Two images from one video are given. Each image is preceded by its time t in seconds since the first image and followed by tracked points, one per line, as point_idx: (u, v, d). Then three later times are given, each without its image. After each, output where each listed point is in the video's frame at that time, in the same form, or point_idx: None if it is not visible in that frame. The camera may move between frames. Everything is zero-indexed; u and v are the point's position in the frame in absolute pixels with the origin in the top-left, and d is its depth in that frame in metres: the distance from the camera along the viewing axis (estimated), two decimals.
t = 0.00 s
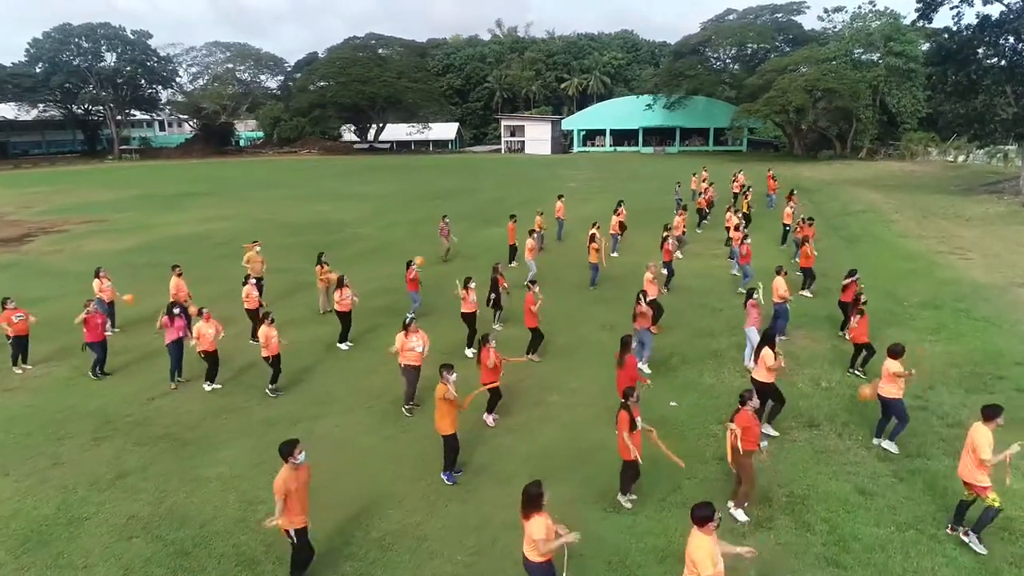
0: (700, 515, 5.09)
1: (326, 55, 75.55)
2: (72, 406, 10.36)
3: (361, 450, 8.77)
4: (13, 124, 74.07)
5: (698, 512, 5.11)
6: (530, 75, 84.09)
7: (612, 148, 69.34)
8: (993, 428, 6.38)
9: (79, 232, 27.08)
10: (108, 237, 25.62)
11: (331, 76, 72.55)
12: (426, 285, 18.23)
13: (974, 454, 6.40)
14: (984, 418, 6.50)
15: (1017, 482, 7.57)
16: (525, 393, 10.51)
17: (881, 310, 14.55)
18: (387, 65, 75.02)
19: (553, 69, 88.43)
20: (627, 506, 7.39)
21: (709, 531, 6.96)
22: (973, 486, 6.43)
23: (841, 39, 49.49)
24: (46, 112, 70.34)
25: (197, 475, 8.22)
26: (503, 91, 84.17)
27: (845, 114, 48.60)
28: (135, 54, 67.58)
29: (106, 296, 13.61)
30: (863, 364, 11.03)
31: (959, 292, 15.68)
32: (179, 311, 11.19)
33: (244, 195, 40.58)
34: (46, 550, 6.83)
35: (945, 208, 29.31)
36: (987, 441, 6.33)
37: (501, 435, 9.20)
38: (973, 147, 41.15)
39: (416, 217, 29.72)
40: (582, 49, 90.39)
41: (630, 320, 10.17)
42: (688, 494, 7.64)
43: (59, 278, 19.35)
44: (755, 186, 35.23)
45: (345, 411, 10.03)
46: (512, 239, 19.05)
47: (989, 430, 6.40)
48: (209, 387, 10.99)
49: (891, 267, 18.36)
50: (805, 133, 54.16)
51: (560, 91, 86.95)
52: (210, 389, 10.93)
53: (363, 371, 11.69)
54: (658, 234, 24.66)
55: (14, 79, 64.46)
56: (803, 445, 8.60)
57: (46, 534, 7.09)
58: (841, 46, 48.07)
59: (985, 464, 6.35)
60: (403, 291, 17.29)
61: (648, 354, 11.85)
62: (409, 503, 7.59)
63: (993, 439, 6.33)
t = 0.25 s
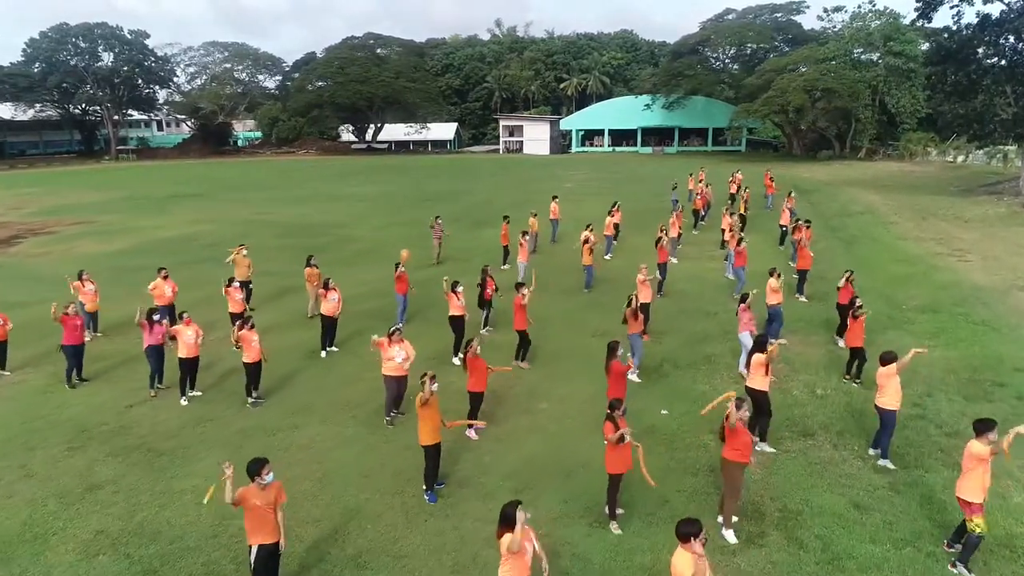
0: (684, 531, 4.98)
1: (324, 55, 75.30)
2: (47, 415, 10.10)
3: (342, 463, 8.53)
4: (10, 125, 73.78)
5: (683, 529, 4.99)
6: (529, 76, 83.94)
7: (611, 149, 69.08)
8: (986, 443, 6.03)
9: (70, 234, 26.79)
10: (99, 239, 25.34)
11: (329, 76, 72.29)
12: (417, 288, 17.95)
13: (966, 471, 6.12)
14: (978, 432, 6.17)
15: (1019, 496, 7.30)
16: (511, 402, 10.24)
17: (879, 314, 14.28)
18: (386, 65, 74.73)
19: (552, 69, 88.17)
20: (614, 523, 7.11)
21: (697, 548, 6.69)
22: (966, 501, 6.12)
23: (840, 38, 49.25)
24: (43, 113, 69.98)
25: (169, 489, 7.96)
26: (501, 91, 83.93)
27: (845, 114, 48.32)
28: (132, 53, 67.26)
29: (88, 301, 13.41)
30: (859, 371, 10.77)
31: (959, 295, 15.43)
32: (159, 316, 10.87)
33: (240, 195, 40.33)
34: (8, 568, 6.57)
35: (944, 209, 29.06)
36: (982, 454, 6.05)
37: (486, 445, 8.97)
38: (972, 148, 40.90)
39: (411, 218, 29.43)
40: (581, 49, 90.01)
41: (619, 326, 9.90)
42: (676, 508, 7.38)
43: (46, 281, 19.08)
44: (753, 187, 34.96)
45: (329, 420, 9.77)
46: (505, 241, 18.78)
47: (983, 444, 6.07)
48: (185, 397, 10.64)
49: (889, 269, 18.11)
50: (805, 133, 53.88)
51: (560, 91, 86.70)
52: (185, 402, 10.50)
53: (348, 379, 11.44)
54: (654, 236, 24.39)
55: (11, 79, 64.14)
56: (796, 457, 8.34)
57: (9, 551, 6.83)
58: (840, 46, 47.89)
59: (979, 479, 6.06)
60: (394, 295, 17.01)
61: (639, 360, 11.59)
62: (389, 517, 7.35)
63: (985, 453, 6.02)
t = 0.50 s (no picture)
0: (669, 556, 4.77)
1: (322, 56, 75.02)
2: (22, 423, 9.82)
3: (323, 474, 8.27)
4: (7, 125, 73.45)
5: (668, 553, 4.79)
6: (528, 76, 83.77)
7: (610, 149, 68.80)
8: (986, 453, 5.76)
9: (61, 235, 26.51)
10: (90, 241, 25.06)
11: (327, 76, 72.03)
12: (409, 290, 17.67)
13: (968, 483, 5.85)
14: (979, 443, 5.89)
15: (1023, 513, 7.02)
16: (500, 410, 9.95)
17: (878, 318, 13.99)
18: (384, 65, 74.44)
19: (551, 69, 87.88)
20: (602, 541, 6.84)
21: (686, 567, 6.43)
22: (967, 518, 5.86)
23: (840, 38, 48.97)
24: (40, 113, 69.67)
25: (141, 503, 7.68)
26: (500, 91, 83.65)
27: (844, 114, 48.02)
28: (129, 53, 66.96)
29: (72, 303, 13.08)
30: (858, 378, 10.48)
31: (959, 298, 15.16)
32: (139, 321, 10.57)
33: (236, 196, 40.07)
34: None
35: (944, 210, 28.77)
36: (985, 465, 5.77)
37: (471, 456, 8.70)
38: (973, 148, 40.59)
39: (406, 219, 29.15)
40: (580, 49, 89.69)
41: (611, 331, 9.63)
42: (666, 524, 7.10)
43: (33, 284, 18.81)
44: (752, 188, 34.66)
45: (311, 428, 9.50)
46: (499, 242, 18.49)
47: (984, 456, 5.80)
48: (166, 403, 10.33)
49: (889, 271, 17.83)
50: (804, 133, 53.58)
51: (559, 91, 86.42)
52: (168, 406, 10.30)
53: (334, 384, 11.17)
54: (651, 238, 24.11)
55: (7, 79, 63.83)
56: (793, 469, 8.06)
57: None
58: (840, 45, 47.63)
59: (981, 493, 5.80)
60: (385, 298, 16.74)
61: (632, 366, 11.31)
62: (368, 533, 7.08)
63: (986, 465, 5.76)
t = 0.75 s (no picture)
0: None
1: (321, 56, 74.74)
2: None
3: (302, 487, 8.00)
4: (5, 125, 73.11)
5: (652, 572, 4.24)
6: (528, 76, 83.46)
7: (609, 149, 68.49)
8: (992, 481, 5.45)
9: (52, 237, 26.22)
10: (81, 243, 24.78)
11: (325, 76, 71.75)
12: (401, 293, 17.40)
13: (969, 508, 5.59)
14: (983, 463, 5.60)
15: None
16: (488, 419, 9.66)
17: (878, 323, 13.70)
18: (383, 64, 74.15)
19: (551, 69, 87.57)
20: (589, 560, 6.55)
21: None
22: (968, 541, 5.59)
23: (840, 38, 48.69)
24: (38, 112, 69.33)
25: (112, 518, 7.41)
26: (500, 91, 83.35)
27: (844, 114, 47.72)
28: (128, 53, 66.65)
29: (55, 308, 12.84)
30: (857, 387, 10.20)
31: (961, 302, 14.88)
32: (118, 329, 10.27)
33: (232, 196, 39.79)
34: None
35: (946, 211, 28.48)
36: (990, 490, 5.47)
37: (457, 468, 8.43)
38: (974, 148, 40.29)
39: (402, 220, 28.89)
40: (580, 49, 89.38)
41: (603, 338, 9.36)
42: (655, 543, 6.82)
43: (21, 287, 18.53)
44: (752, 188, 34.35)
45: (293, 438, 9.23)
46: (494, 245, 18.19)
47: (987, 479, 5.52)
48: (144, 414, 10.04)
49: (889, 274, 17.56)
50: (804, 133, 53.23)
51: (558, 91, 86.11)
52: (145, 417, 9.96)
53: (319, 392, 10.91)
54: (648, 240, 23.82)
55: (5, 79, 63.47)
56: (788, 483, 7.78)
57: None
58: (841, 45, 47.34)
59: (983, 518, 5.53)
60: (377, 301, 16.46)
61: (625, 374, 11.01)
62: (345, 552, 6.81)
63: (989, 491, 5.45)
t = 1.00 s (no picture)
0: None
1: (320, 55, 74.43)
2: None
3: (283, 502, 7.70)
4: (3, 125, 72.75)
5: None
6: (528, 75, 83.13)
7: (609, 149, 68.17)
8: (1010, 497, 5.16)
9: (43, 238, 25.89)
10: (72, 244, 24.45)
11: (324, 76, 71.47)
12: (394, 296, 17.08)
13: (980, 525, 5.28)
14: (1000, 479, 5.32)
15: None
16: (477, 429, 9.38)
17: (879, 327, 13.42)
18: (382, 64, 73.85)
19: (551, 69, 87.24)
20: None
21: None
22: (975, 561, 5.29)
23: (841, 37, 48.40)
24: (35, 112, 68.84)
25: (83, 536, 7.12)
26: (500, 90, 83.03)
27: (845, 114, 47.42)
28: (125, 53, 66.31)
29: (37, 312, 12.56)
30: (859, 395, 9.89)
31: (963, 305, 14.59)
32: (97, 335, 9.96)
33: (228, 197, 39.50)
34: None
35: (947, 212, 28.20)
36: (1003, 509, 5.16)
37: (444, 481, 8.14)
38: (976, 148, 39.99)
39: (397, 221, 28.58)
40: (580, 49, 89.04)
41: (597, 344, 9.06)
42: (647, 562, 6.53)
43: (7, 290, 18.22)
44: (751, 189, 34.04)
45: (276, 448, 8.94)
46: (488, 247, 17.87)
47: (1002, 497, 5.21)
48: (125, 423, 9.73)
49: (890, 277, 17.27)
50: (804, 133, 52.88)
51: (558, 91, 85.78)
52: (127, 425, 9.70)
53: (305, 400, 10.61)
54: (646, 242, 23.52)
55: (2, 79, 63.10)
56: (788, 498, 7.48)
57: None
58: (841, 44, 47.05)
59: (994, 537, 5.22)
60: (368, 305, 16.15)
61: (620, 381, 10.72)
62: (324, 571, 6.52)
63: (1001, 510, 5.14)
